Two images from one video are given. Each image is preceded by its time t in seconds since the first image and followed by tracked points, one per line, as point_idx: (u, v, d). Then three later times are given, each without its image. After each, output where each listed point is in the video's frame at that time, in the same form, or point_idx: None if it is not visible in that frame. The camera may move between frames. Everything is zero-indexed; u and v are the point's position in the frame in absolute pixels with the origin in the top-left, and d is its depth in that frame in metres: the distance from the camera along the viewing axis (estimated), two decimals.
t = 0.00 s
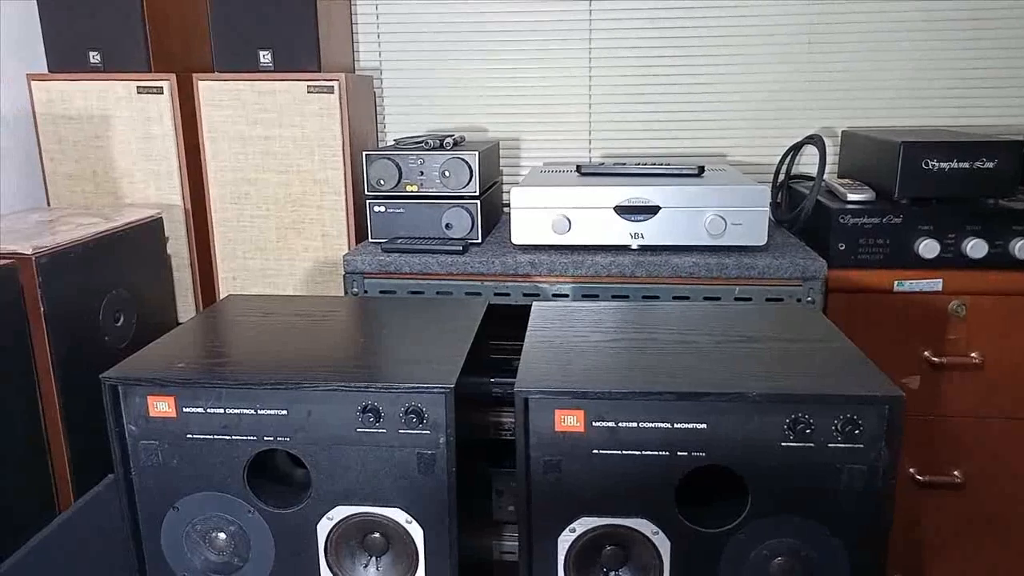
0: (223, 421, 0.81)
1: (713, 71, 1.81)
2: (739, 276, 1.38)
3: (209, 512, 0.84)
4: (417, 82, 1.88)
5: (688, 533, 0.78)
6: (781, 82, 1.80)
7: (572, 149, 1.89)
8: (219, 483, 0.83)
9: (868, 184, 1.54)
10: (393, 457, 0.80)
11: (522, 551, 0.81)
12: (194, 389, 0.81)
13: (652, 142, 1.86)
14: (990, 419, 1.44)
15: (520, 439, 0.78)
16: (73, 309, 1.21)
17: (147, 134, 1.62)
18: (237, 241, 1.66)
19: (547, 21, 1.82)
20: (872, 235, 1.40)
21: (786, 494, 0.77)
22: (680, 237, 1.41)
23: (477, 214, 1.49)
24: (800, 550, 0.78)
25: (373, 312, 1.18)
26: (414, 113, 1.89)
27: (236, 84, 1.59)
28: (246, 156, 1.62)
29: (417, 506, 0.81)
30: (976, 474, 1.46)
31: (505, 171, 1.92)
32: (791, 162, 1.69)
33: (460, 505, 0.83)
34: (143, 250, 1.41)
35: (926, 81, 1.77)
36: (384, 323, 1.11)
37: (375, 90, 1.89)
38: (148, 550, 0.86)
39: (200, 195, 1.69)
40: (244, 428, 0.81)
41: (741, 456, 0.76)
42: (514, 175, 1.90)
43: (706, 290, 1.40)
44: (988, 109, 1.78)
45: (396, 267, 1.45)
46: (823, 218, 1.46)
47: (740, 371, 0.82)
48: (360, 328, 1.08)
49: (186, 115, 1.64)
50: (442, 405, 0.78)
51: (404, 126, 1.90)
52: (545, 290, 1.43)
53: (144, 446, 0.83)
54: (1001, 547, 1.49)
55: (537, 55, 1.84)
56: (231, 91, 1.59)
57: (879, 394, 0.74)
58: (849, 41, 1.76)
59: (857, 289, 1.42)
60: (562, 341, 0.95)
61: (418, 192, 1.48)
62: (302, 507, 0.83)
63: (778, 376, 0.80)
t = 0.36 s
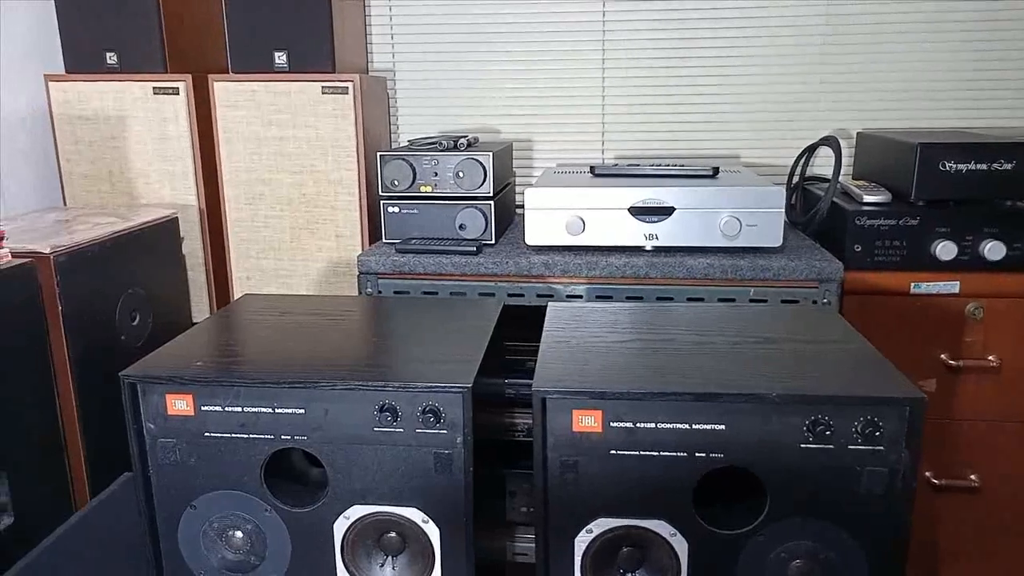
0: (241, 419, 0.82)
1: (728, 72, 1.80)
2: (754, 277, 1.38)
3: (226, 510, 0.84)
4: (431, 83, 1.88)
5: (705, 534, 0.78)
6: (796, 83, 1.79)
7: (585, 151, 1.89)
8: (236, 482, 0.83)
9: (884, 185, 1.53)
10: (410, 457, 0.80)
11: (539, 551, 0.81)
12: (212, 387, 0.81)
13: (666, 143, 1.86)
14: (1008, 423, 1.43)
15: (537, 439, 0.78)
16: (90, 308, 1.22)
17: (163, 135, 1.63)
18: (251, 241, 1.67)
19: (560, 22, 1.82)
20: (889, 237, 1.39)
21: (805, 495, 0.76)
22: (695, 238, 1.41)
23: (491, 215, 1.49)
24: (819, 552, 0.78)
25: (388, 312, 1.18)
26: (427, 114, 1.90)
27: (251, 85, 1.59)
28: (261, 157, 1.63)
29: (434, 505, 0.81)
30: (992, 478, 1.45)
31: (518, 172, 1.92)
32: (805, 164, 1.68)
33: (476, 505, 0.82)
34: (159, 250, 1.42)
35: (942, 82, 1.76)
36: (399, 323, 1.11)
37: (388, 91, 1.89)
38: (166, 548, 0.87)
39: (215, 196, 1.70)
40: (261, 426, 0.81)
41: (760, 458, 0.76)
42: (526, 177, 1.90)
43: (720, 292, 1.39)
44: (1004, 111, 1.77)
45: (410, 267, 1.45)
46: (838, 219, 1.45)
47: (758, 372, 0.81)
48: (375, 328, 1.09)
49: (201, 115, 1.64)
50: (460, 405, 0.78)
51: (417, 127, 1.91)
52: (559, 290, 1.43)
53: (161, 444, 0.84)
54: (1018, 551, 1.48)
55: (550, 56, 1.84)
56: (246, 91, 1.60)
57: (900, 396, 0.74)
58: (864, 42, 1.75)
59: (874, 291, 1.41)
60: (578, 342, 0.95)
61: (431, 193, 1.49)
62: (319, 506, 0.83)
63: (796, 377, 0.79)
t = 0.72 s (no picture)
0: (259, 417, 0.82)
1: (743, 71, 1.79)
2: (770, 278, 1.37)
3: (243, 507, 0.84)
4: (444, 84, 1.88)
5: (723, 535, 0.78)
6: (811, 83, 1.78)
7: (598, 151, 1.88)
8: (254, 480, 0.84)
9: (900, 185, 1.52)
10: (428, 455, 0.80)
11: (556, 550, 0.80)
12: (231, 385, 0.82)
13: (680, 144, 1.85)
14: None
15: (555, 438, 0.78)
16: (107, 307, 1.23)
17: (179, 135, 1.64)
18: (266, 241, 1.68)
19: (574, 23, 1.81)
20: (906, 237, 1.38)
21: (825, 496, 0.76)
22: (710, 238, 1.40)
23: (505, 215, 1.49)
24: (838, 554, 0.77)
25: (403, 310, 1.18)
26: (440, 114, 1.90)
27: (266, 86, 1.60)
28: (276, 157, 1.63)
29: (451, 503, 0.81)
30: (1010, 481, 1.44)
31: (530, 173, 1.92)
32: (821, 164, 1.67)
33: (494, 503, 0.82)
34: (176, 249, 1.43)
35: (959, 82, 1.75)
36: (415, 321, 1.11)
37: (402, 92, 1.90)
38: (183, 544, 0.87)
39: (230, 196, 1.70)
40: (279, 424, 0.82)
41: (779, 458, 0.75)
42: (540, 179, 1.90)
43: (736, 292, 1.39)
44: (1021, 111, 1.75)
45: (424, 267, 1.46)
46: (855, 220, 1.44)
47: (776, 371, 0.81)
48: (391, 326, 1.09)
49: (217, 115, 1.65)
50: (478, 403, 0.78)
51: (431, 128, 1.91)
52: (573, 290, 1.43)
53: (180, 441, 0.84)
54: None
55: (565, 56, 1.84)
56: (261, 92, 1.60)
57: (922, 396, 0.73)
58: (880, 41, 1.74)
59: (890, 292, 1.40)
60: (595, 341, 0.94)
61: (446, 193, 1.49)
62: (337, 504, 0.83)
63: (816, 377, 0.79)
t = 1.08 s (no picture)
0: (278, 416, 0.82)
1: (758, 72, 1.79)
2: (787, 279, 1.36)
3: (262, 506, 0.85)
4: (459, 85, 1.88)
5: (743, 537, 0.77)
6: (827, 84, 1.77)
7: (613, 153, 1.88)
8: (273, 479, 0.84)
9: (918, 186, 1.51)
10: (446, 455, 0.80)
11: (575, 551, 0.80)
12: (251, 383, 0.82)
13: (695, 145, 1.85)
14: None
15: (574, 439, 0.77)
16: (126, 306, 1.23)
17: (196, 136, 1.65)
18: (281, 241, 1.68)
19: (589, 24, 1.81)
20: (924, 240, 1.37)
21: (845, 498, 0.75)
22: (726, 239, 1.40)
23: (520, 215, 1.49)
24: (859, 557, 0.77)
25: (420, 310, 1.18)
26: (455, 116, 1.90)
27: (282, 87, 1.61)
28: (292, 158, 1.64)
29: (469, 503, 0.81)
30: None
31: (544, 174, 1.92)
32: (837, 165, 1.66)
33: (512, 503, 0.82)
34: (193, 249, 1.43)
35: (976, 84, 1.73)
36: (432, 321, 1.11)
37: (417, 93, 1.90)
38: (203, 543, 0.88)
39: (246, 196, 1.71)
40: (298, 423, 0.82)
41: (799, 460, 0.75)
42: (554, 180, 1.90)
43: (752, 294, 1.38)
44: None
45: (440, 267, 1.46)
46: (872, 222, 1.43)
47: (797, 373, 0.80)
48: (408, 326, 1.09)
49: (233, 116, 1.66)
50: (497, 403, 0.78)
51: (445, 129, 1.91)
52: (589, 292, 1.42)
53: (200, 439, 0.85)
54: None
55: (580, 57, 1.83)
56: (277, 93, 1.61)
57: (945, 398, 0.72)
58: (897, 43, 1.73)
59: (908, 294, 1.39)
60: (613, 342, 0.94)
61: (461, 194, 1.49)
62: (355, 503, 0.83)
63: (837, 379, 0.78)
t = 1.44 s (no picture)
0: (300, 413, 0.82)
1: (777, 72, 1.78)
2: (808, 280, 1.35)
3: (283, 504, 0.85)
4: (475, 85, 1.88)
5: (766, 539, 0.77)
6: (847, 84, 1.76)
7: (630, 153, 1.87)
8: (294, 477, 0.84)
9: (940, 186, 1.49)
10: (467, 454, 0.80)
11: (597, 552, 0.80)
12: (273, 381, 0.82)
13: (712, 146, 1.84)
14: None
15: (597, 438, 0.77)
16: (146, 304, 1.24)
17: (215, 135, 1.65)
18: (299, 241, 1.69)
19: (606, 24, 1.81)
20: (947, 240, 1.35)
21: (871, 501, 0.75)
22: (745, 240, 1.39)
23: (537, 215, 1.48)
24: (884, 560, 0.76)
25: (439, 309, 1.18)
26: (472, 116, 1.90)
27: (300, 86, 1.61)
28: (310, 157, 1.64)
29: (490, 502, 0.81)
30: None
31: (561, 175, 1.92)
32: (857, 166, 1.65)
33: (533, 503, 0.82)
34: (212, 248, 1.44)
35: (999, 83, 1.72)
36: (451, 320, 1.11)
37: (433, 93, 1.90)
38: (224, 540, 0.88)
39: (264, 195, 1.72)
40: (320, 421, 0.82)
41: (825, 461, 0.74)
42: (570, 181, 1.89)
43: (772, 295, 1.37)
44: None
45: (457, 267, 1.46)
46: (893, 222, 1.42)
47: (821, 373, 0.80)
48: (427, 325, 1.09)
49: (252, 115, 1.66)
50: (519, 403, 0.78)
51: (462, 130, 1.91)
52: (606, 292, 1.42)
53: (222, 436, 0.85)
54: None
55: (596, 57, 1.83)
56: (295, 92, 1.61)
57: (974, 400, 0.72)
58: (918, 42, 1.72)
59: (931, 295, 1.38)
60: (634, 341, 0.94)
61: (478, 193, 1.49)
62: (376, 502, 0.83)
63: (864, 379, 0.78)
